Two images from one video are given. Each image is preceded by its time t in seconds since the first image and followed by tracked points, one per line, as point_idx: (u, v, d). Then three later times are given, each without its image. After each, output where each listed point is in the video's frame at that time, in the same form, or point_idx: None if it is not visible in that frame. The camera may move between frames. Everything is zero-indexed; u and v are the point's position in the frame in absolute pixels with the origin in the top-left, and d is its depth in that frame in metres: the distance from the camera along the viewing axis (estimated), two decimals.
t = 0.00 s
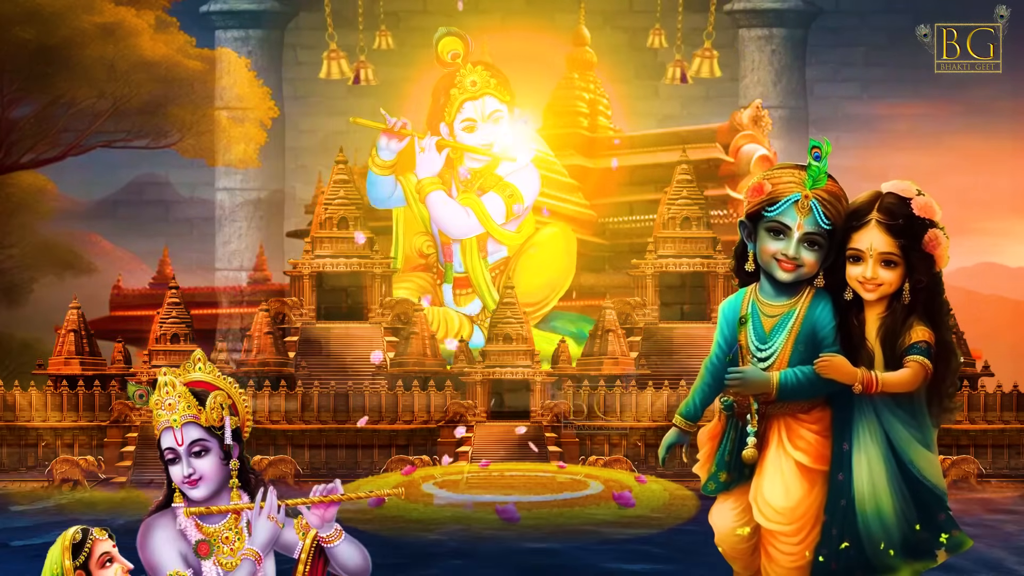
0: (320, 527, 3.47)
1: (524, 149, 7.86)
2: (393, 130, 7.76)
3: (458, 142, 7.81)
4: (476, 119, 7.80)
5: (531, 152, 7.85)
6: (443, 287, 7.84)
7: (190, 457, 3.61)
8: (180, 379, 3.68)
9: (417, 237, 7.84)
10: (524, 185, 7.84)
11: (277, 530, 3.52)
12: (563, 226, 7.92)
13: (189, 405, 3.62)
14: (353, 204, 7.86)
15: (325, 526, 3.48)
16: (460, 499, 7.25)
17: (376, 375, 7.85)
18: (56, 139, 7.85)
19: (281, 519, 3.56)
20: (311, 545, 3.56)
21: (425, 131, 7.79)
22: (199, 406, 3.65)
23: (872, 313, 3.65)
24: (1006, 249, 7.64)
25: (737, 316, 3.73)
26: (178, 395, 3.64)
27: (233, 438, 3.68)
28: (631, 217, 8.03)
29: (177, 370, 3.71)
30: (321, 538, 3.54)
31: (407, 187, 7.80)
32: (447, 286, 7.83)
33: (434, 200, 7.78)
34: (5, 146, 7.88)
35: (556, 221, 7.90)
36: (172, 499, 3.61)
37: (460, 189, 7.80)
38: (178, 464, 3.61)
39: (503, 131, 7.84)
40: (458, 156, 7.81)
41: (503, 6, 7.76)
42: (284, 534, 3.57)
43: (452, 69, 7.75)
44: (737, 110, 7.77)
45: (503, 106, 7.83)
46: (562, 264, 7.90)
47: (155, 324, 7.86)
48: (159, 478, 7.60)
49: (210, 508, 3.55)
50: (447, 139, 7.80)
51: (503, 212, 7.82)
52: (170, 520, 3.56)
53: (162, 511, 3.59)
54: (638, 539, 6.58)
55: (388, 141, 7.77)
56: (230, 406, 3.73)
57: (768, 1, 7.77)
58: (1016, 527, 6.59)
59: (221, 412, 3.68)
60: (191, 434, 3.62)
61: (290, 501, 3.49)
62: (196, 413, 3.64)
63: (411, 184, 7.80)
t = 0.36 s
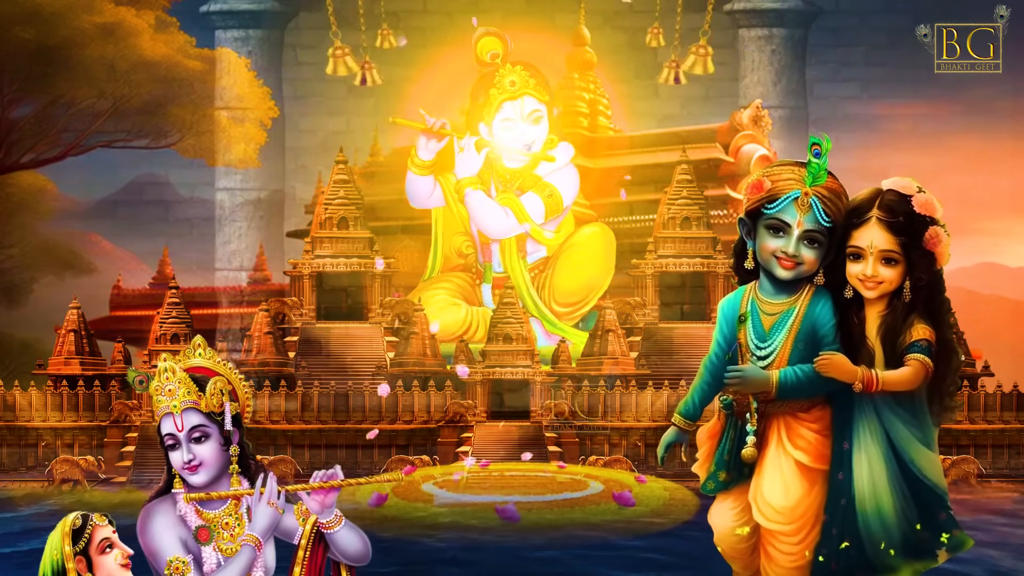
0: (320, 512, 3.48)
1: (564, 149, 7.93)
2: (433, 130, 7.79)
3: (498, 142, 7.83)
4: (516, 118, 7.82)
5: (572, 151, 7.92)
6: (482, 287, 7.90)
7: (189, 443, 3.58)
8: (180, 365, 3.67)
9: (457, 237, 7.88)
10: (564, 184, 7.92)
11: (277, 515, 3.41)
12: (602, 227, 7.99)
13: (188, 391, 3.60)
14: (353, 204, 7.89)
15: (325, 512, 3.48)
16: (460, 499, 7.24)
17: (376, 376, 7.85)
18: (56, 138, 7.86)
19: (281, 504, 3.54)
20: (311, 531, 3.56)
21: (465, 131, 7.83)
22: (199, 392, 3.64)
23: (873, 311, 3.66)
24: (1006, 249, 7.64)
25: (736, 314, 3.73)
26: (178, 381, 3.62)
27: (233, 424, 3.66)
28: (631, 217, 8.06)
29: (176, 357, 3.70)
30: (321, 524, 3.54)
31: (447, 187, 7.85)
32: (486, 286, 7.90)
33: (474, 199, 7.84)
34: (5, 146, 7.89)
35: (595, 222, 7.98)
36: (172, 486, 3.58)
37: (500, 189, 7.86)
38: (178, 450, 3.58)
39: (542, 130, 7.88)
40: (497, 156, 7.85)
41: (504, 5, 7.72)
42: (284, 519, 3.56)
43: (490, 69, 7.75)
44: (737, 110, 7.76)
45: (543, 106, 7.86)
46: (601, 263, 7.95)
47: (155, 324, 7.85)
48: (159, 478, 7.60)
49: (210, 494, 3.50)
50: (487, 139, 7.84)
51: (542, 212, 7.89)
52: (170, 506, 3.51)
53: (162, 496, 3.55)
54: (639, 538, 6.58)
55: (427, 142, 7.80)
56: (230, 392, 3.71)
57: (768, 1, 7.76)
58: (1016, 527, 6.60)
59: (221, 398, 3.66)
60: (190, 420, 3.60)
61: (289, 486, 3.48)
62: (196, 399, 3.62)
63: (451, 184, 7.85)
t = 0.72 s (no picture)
0: (320, 499, 3.39)
1: (603, 149, 7.85)
2: (472, 130, 7.81)
3: (537, 142, 7.86)
4: (554, 119, 7.85)
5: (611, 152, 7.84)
6: (522, 287, 7.89)
7: (189, 429, 3.45)
8: (180, 350, 3.54)
9: (496, 237, 7.89)
10: (602, 184, 7.88)
11: (277, 502, 3.27)
12: (642, 226, 7.96)
13: (188, 376, 3.48)
14: (353, 204, 7.89)
15: (325, 498, 3.40)
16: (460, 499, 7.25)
17: (376, 376, 7.85)
18: (56, 138, 7.86)
19: (282, 490, 3.44)
20: (311, 517, 3.44)
21: (505, 130, 7.85)
22: (199, 377, 3.51)
23: (873, 309, 3.66)
24: (1006, 249, 7.64)
25: (735, 313, 3.74)
26: (178, 366, 3.50)
27: (233, 411, 3.52)
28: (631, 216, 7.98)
29: (176, 343, 3.58)
30: (321, 510, 3.42)
31: (486, 187, 7.85)
32: (525, 286, 7.89)
33: (513, 199, 7.85)
34: (5, 146, 7.89)
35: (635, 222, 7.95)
36: (172, 472, 3.46)
37: (538, 189, 7.87)
38: (178, 436, 3.45)
39: (581, 130, 7.85)
40: (536, 156, 7.86)
41: (504, 6, 7.74)
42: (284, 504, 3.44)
43: (530, 67, 7.79)
44: (737, 110, 7.75)
45: (582, 106, 7.83)
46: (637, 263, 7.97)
47: (156, 324, 7.75)
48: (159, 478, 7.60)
49: (209, 479, 3.37)
50: (526, 139, 7.86)
51: (581, 211, 7.87)
52: (170, 492, 3.40)
53: (161, 482, 3.43)
54: (639, 539, 6.58)
55: (466, 142, 7.84)
56: (230, 378, 3.57)
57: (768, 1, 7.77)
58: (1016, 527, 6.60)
59: (221, 384, 3.53)
60: (190, 406, 3.47)
61: (290, 473, 3.39)
62: (196, 384, 3.49)
63: (489, 183, 7.85)
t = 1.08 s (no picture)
0: (320, 484, 3.40)
1: (642, 149, 7.89)
2: (511, 130, 7.85)
3: (576, 142, 7.89)
4: (593, 119, 7.83)
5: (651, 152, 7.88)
6: (561, 287, 7.92)
7: (189, 415, 3.40)
8: (180, 336, 3.47)
9: (535, 238, 7.91)
10: (642, 184, 7.94)
11: (277, 488, 3.27)
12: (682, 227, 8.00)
13: (188, 362, 3.42)
14: (353, 204, 7.89)
15: (325, 484, 3.41)
16: (460, 499, 7.26)
17: (376, 376, 7.85)
18: (56, 138, 7.86)
19: (281, 476, 3.41)
20: (311, 503, 3.43)
21: (544, 131, 7.91)
22: (199, 364, 3.45)
23: (874, 307, 3.67)
24: (1006, 249, 7.64)
25: (735, 311, 3.74)
26: (178, 352, 3.43)
27: (233, 395, 3.47)
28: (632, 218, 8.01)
29: (176, 328, 3.50)
30: (321, 496, 3.42)
31: (525, 187, 7.89)
32: (564, 286, 7.92)
33: (553, 199, 7.87)
34: (5, 146, 7.89)
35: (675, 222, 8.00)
36: (172, 457, 3.43)
37: (579, 189, 7.92)
38: (178, 422, 3.40)
39: (620, 131, 7.87)
40: (575, 156, 7.91)
41: (504, 6, 7.74)
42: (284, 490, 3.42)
43: (569, 68, 7.77)
44: (737, 110, 7.76)
45: (621, 106, 7.83)
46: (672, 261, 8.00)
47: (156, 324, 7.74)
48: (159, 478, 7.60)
49: (210, 465, 3.34)
50: (565, 139, 7.90)
51: (621, 211, 7.90)
52: (170, 477, 3.38)
53: (161, 468, 3.41)
54: (639, 539, 6.59)
55: (506, 142, 7.89)
56: (230, 363, 3.52)
57: (768, 1, 7.77)
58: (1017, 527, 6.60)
59: (221, 369, 3.47)
60: (190, 391, 3.41)
61: (289, 459, 3.39)
62: (196, 370, 3.43)
63: (529, 184, 7.90)
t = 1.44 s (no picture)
0: (320, 470, 3.38)
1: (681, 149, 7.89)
2: (551, 130, 7.87)
3: (615, 142, 7.93)
4: (632, 119, 7.88)
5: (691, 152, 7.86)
6: (600, 287, 7.91)
7: (189, 401, 3.39)
8: (179, 322, 3.47)
9: (574, 237, 7.88)
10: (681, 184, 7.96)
11: (277, 473, 3.28)
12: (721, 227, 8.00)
13: (188, 348, 3.41)
14: (353, 204, 7.88)
15: (325, 470, 3.39)
16: (460, 500, 7.27)
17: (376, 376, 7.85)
18: (57, 138, 7.86)
19: (281, 462, 3.41)
20: (311, 489, 3.43)
21: (583, 131, 7.93)
22: (199, 349, 3.45)
23: (874, 305, 3.69)
24: (1006, 249, 7.64)
25: (734, 309, 3.74)
26: (178, 338, 3.43)
27: (232, 381, 3.48)
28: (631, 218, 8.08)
29: (176, 313, 3.50)
30: (321, 482, 3.41)
31: (564, 187, 7.88)
32: (604, 286, 7.91)
33: (592, 199, 7.87)
34: (5, 146, 7.89)
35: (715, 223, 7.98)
36: (172, 443, 3.44)
37: (618, 189, 7.93)
38: (178, 408, 3.39)
39: (658, 131, 7.91)
40: (615, 156, 7.93)
41: (504, 5, 7.74)
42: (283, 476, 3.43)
43: (609, 69, 7.78)
44: (737, 110, 7.75)
45: (660, 107, 7.86)
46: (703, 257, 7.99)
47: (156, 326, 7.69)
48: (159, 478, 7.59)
49: (209, 451, 3.35)
50: (603, 139, 7.94)
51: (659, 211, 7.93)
52: (170, 463, 3.38)
53: (161, 454, 3.41)
54: (639, 539, 6.58)
55: (545, 142, 7.89)
56: (229, 349, 3.52)
57: (768, 1, 7.78)
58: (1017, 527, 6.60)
59: (221, 355, 3.47)
60: (190, 377, 3.40)
61: (289, 445, 3.36)
62: (196, 356, 3.43)
63: (568, 183, 7.89)
